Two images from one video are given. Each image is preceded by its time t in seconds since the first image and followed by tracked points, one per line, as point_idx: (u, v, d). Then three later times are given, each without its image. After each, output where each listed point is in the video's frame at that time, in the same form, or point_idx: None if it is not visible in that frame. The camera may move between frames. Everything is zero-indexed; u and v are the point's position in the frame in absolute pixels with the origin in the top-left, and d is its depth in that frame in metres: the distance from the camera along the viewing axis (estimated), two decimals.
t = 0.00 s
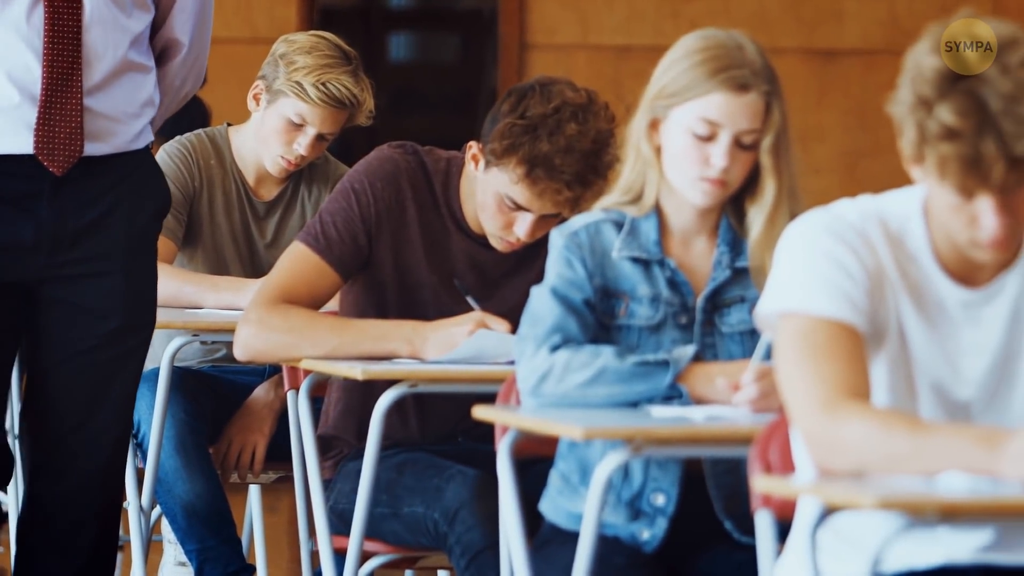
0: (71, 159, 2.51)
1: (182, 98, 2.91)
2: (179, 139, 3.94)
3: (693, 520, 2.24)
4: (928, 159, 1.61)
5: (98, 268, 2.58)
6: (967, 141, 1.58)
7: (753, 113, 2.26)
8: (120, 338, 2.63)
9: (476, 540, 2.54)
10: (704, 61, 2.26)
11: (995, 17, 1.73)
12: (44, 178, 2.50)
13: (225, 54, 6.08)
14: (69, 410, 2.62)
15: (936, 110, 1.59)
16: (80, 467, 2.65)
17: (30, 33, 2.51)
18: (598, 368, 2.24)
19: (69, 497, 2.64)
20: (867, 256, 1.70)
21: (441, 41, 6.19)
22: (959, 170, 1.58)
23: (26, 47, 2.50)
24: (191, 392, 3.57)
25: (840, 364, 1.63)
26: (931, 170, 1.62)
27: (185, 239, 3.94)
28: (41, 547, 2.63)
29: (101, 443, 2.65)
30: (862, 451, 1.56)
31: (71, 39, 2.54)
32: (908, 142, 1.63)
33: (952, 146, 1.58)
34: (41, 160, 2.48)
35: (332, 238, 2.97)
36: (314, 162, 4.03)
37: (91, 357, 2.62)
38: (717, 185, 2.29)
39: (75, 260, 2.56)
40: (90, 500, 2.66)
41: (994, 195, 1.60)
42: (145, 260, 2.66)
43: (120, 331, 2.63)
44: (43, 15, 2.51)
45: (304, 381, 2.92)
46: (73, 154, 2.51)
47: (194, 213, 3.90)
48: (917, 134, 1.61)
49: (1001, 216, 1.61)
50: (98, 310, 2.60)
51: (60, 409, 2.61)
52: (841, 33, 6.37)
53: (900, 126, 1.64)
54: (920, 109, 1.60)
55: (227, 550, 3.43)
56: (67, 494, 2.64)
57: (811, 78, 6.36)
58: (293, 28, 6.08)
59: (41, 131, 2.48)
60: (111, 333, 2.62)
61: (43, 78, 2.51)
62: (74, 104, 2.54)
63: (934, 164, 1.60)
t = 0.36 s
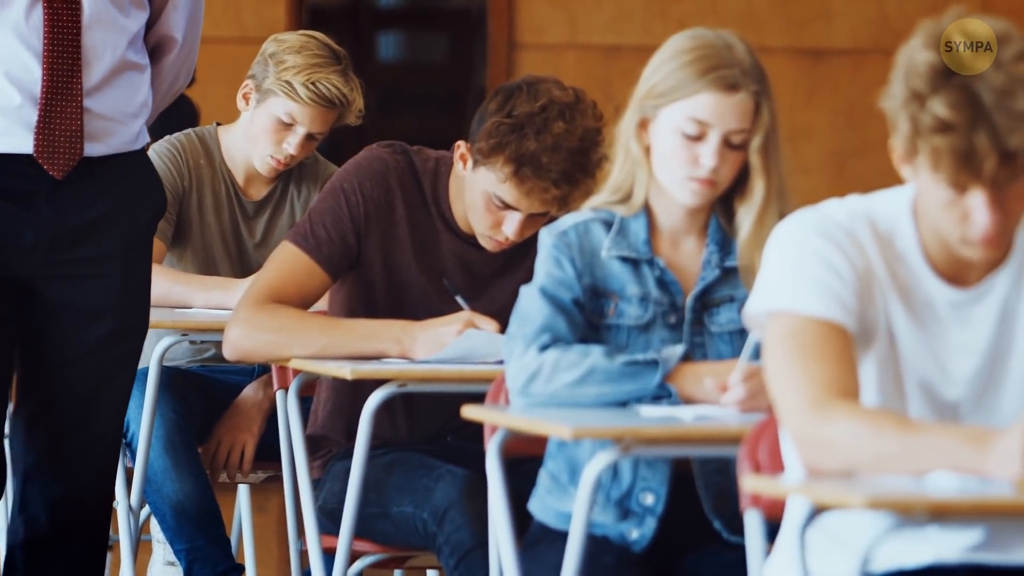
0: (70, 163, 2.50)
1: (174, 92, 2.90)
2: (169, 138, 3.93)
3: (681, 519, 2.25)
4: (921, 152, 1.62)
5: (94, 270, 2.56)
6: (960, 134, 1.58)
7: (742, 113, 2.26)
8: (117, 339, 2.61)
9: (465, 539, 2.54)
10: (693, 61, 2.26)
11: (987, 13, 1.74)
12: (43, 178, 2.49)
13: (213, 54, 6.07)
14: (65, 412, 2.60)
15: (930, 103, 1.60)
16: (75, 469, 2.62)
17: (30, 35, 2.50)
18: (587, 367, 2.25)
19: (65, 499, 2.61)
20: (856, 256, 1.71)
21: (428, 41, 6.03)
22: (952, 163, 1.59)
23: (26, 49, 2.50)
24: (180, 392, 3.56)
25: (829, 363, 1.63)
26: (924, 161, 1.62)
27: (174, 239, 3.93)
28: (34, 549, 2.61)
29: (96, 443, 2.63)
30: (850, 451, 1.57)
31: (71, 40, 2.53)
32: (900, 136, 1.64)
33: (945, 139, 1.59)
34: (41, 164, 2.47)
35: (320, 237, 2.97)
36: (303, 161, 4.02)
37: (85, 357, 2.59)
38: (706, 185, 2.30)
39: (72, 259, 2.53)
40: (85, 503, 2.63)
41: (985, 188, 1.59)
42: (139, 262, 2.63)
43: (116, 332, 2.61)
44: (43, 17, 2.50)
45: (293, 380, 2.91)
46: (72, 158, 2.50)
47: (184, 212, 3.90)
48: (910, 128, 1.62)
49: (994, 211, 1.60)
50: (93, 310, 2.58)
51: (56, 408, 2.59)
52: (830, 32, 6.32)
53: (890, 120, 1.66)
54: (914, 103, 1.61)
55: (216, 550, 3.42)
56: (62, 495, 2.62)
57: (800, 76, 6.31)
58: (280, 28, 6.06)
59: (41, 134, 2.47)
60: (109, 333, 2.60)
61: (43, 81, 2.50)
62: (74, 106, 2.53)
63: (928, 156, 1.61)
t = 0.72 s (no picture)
0: (75, 168, 2.45)
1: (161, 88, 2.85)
2: (159, 137, 3.92)
3: (670, 519, 2.25)
4: (935, 124, 1.61)
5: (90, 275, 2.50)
6: (976, 105, 1.59)
7: (731, 113, 2.27)
8: (113, 347, 2.55)
9: (454, 538, 2.54)
10: (682, 60, 2.27)
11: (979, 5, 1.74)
12: (42, 181, 2.42)
13: (201, 54, 6.00)
14: (58, 420, 2.53)
15: (942, 78, 1.61)
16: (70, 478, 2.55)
17: (30, 38, 2.43)
18: (575, 367, 2.25)
19: (57, 510, 2.54)
20: (843, 257, 1.71)
21: (417, 40, 6.14)
22: (966, 140, 1.59)
23: (25, 53, 2.43)
24: (169, 391, 3.55)
25: (816, 364, 1.63)
26: (936, 137, 1.61)
27: (163, 238, 3.92)
28: (26, 564, 2.52)
29: (90, 451, 2.57)
30: (838, 451, 1.57)
31: (71, 44, 2.46)
32: (906, 117, 1.64)
33: (961, 110, 1.59)
34: (45, 170, 2.41)
35: (309, 236, 2.97)
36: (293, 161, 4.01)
37: (79, 365, 2.53)
38: (695, 184, 2.30)
39: (72, 264, 2.47)
40: (80, 512, 2.57)
41: (990, 164, 1.59)
42: (135, 268, 2.57)
43: (111, 340, 2.55)
44: (42, 21, 2.43)
45: (282, 380, 2.91)
46: (76, 162, 2.44)
47: (173, 211, 3.89)
48: (923, 103, 1.62)
49: (997, 196, 1.59)
50: (88, 316, 2.51)
51: (48, 417, 2.53)
52: (819, 32, 6.30)
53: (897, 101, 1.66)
54: (926, 79, 1.62)
55: (205, 549, 3.44)
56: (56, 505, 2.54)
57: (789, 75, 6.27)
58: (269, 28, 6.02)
59: (44, 141, 2.41)
60: (106, 340, 2.54)
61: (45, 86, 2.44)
62: (76, 111, 2.47)
63: (942, 130, 1.60)
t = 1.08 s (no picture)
0: (78, 176, 2.41)
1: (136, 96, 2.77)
2: (147, 137, 3.92)
3: (657, 518, 2.25)
4: (949, 105, 1.61)
5: (88, 282, 2.46)
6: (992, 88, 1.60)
7: (719, 113, 2.27)
8: (107, 356, 2.51)
9: (442, 538, 2.55)
10: (671, 60, 2.27)
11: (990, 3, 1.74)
12: (43, 190, 2.38)
13: (190, 54, 5.97)
14: (49, 429, 2.49)
15: (956, 62, 1.61)
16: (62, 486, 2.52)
17: (28, 47, 2.39)
18: (564, 367, 2.25)
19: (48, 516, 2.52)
20: (832, 254, 1.71)
21: (407, 41, 6.14)
22: (980, 125, 1.59)
23: (23, 61, 2.39)
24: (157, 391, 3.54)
25: (804, 363, 1.64)
26: (947, 120, 1.61)
27: (151, 238, 3.92)
28: (23, 566, 2.51)
29: (84, 459, 2.53)
30: (824, 451, 1.57)
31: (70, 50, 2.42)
32: (912, 103, 1.64)
33: (976, 92, 1.60)
34: (49, 180, 2.37)
35: (297, 236, 2.97)
36: (281, 161, 4.00)
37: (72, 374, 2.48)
38: (683, 184, 2.31)
39: (69, 272, 2.43)
40: (71, 519, 2.54)
41: (994, 152, 1.59)
42: (129, 274, 2.53)
43: (105, 349, 2.50)
44: (40, 28, 2.39)
45: (270, 380, 2.91)
46: (79, 170, 2.41)
47: (161, 211, 3.88)
48: (937, 84, 1.61)
49: (1000, 188, 1.59)
50: (86, 323, 2.47)
51: (37, 424, 2.48)
52: (807, 31, 6.30)
53: (903, 87, 1.66)
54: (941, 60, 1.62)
55: (192, 549, 3.45)
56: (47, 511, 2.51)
57: (776, 76, 6.26)
58: (257, 28, 5.99)
59: (48, 150, 2.37)
60: (100, 349, 2.50)
61: (45, 94, 2.40)
62: (77, 118, 2.43)
63: (955, 112, 1.60)
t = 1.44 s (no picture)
0: (72, 178, 2.40)
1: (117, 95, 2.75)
2: (135, 137, 3.91)
3: (647, 517, 2.26)
4: (959, 99, 1.59)
5: (82, 287, 2.45)
6: (1000, 84, 1.59)
7: (708, 112, 2.28)
8: (97, 358, 2.50)
9: (432, 538, 2.55)
10: (660, 59, 2.28)
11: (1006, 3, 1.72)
12: (38, 192, 2.38)
13: (181, 54, 5.93)
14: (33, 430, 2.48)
15: (967, 56, 1.60)
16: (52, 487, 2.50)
17: (22, 49, 2.38)
18: (553, 366, 2.25)
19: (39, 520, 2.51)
20: (824, 247, 1.71)
21: (396, 40, 6.12)
22: (989, 121, 1.57)
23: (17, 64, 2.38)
24: (146, 391, 3.55)
25: (794, 356, 1.64)
26: (953, 113, 1.59)
27: (140, 238, 3.92)
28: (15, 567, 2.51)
29: (76, 461, 2.52)
30: (810, 445, 1.57)
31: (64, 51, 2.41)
32: (916, 95, 1.63)
33: (985, 87, 1.58)
34: (44, 181, 2.37)
35: (286, 235, 2.97)
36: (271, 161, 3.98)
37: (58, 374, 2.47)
38: (672, 183, 2.31)
39: (62, 277, 2.42)
40: (66, 520, 2.54)
41: (999, 148, 1.57)
42: (122, 275, 2.52)
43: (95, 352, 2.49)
44: (34, 30, 2.38)
45: (258, 379, 2.91)
46: (74, 172, 2.40)
47: (150, 210, 3.88)
48: (947, 76, 1.60)
49: (1000, 188, 1.57)
50: (79, 328, 2.46)
51: (28, 425, 2.48)
52: (796, 31, 6.30)
53: (909, 79, 1.65)
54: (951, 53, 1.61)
55: (182, 549, 3.40)
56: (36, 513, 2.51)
57: (765, 75, 6.27)
58: (246, 28, 5.97)
59: (43, 152, 2.36)
60: (91, 351, 2.48)
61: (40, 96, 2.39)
62: (72, 120, 2.43)
63: (964, 105, 1.59)
